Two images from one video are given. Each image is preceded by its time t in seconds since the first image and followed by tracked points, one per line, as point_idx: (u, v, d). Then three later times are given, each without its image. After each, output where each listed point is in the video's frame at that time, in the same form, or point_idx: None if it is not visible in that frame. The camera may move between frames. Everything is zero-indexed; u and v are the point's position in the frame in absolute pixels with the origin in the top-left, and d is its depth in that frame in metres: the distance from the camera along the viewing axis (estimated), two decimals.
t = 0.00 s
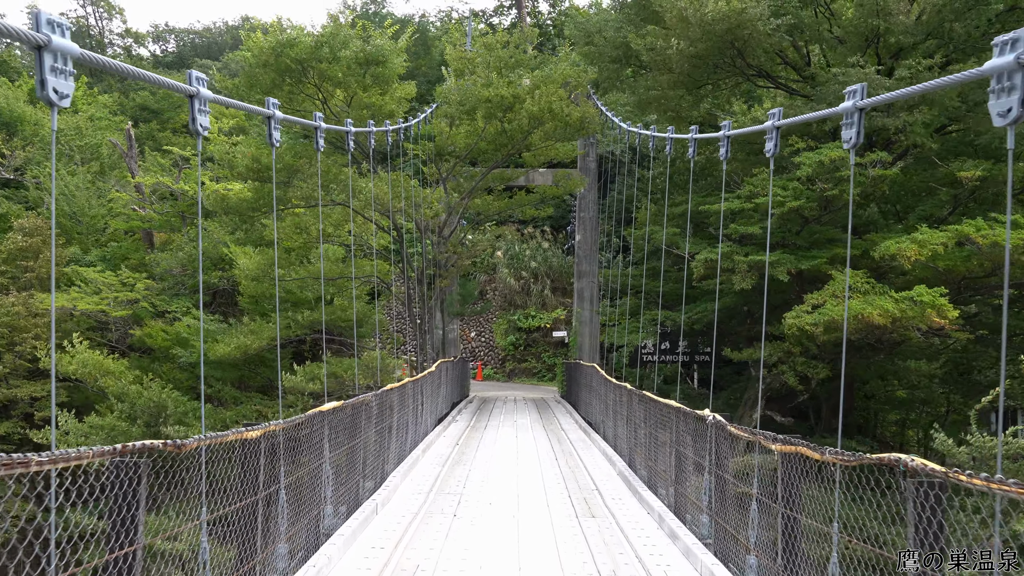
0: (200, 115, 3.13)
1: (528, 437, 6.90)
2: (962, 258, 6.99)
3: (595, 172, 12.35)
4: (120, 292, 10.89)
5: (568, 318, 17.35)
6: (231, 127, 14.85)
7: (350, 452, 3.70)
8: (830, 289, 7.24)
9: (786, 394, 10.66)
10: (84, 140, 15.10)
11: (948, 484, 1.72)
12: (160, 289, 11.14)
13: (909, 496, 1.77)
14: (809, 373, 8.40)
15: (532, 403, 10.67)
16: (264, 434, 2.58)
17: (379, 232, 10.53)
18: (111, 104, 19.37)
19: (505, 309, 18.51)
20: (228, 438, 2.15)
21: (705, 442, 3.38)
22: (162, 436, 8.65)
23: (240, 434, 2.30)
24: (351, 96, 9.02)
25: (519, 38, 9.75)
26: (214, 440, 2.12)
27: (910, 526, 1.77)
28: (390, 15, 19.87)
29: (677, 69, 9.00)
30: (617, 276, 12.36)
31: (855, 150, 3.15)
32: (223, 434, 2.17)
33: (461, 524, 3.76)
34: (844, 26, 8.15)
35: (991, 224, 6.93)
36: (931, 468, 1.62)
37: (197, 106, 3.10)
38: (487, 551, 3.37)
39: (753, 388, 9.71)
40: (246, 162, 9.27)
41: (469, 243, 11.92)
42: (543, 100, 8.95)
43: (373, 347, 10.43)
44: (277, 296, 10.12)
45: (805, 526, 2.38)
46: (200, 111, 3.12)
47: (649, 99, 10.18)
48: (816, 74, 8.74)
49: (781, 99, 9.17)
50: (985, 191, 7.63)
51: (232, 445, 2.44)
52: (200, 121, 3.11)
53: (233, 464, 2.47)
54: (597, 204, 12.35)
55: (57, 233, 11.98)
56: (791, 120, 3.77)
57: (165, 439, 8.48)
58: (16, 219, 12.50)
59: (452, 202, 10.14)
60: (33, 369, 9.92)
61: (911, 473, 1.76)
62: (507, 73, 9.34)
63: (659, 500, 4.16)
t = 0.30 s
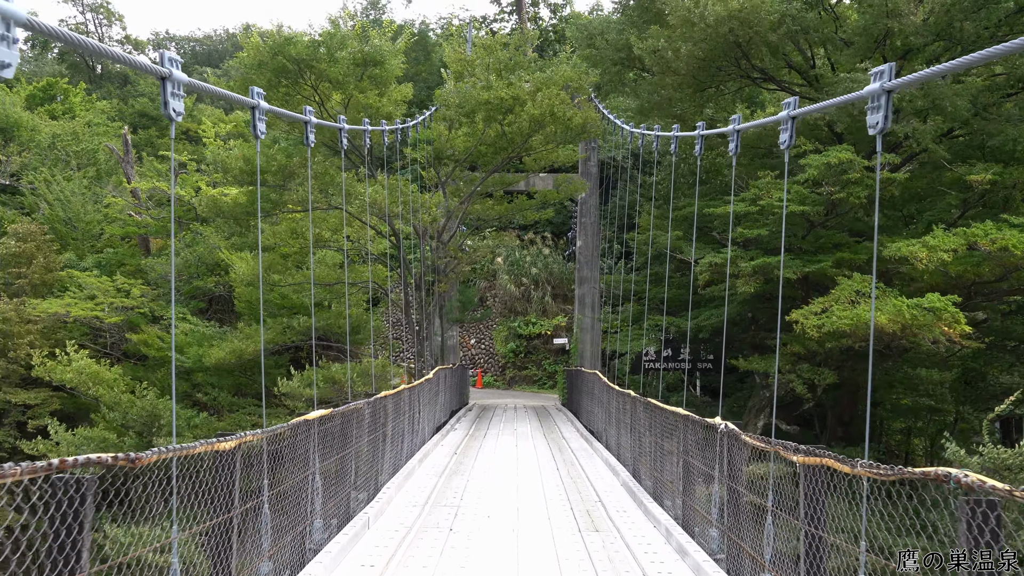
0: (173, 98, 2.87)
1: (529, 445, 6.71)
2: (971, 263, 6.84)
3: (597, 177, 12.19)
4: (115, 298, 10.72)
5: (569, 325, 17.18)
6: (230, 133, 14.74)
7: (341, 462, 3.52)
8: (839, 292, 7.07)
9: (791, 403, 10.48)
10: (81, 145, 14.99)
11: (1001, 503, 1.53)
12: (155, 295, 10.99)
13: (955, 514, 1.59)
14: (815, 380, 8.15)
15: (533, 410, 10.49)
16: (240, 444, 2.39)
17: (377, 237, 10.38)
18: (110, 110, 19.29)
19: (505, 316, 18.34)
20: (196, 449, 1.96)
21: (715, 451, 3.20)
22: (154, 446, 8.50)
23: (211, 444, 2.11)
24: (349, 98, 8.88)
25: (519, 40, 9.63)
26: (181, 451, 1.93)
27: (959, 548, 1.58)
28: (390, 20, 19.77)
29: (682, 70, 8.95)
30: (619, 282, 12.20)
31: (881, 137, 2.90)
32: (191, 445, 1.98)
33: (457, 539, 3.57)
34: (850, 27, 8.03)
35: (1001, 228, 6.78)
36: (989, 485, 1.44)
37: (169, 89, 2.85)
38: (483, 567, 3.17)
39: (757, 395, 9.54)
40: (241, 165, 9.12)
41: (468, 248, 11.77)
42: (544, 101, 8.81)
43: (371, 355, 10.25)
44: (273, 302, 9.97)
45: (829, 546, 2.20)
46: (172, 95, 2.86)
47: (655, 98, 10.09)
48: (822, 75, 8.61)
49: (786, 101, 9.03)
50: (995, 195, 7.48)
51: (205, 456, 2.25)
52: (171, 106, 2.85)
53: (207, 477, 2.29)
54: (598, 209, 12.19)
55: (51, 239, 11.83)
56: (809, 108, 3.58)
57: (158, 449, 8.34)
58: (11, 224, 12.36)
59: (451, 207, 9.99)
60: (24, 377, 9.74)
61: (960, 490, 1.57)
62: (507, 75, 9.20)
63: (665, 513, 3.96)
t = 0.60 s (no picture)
0: (140, 85, 2.55)
1: (531, 456, 6.50)
2: (985, 270, 6.66)
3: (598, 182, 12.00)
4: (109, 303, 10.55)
5: (570, 332, 16.98)
6: (228, 137, 14.59)
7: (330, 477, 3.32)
8: (849, 296, 6.91)
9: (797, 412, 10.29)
10: (77, 149, 14.86)
11: None
12: (150, 300, 10.83)
13: None
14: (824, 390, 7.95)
15: (533, 419, 10.31)
16: (214, 462, 2.19)
17: (375, 243, 10.20)
18: (109, 115, 19.18)
19: (506, 323, 18.14)
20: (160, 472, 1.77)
21: (730, 468, 2.99)
22: (147, 455, 8.35)
23: (177, 465, 1.91)
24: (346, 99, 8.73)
25: (521, 42, 9.48)
26: (137, 475, 1.73)
27: None
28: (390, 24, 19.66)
29: (685, 70, 8.74)
30: (621, 289, 12.01)
31: (916, 128, 2.54)
32: (150, 468, 1.78)
33: (453, 560, 3.37)
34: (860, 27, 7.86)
35: (1016, 234, 6.60)
36: None
37: (136, 74, 2.52)
38: None
39: (762, 404, 9.35)
40: (236, 168, 8.97)
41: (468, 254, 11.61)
42: (546, 103, 8.64)
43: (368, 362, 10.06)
44: (270, 309, 9.79)
45: None
46: (141, 82, 2.54)
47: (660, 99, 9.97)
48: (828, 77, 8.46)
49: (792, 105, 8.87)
50: (1008, 200, 7.30)
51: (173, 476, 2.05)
52: (139, 95, 2.54)
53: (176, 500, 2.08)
54: (600, 214, 12.00)
55: (46, 244, 11.66)
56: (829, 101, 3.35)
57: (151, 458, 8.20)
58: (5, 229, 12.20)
59: (450, 212, 9.81)
60: (15, 384, 9.56)
61: None
62: (508, 77, 9.05)
63: (674, 531, 3.75)
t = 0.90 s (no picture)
0: (107, 60, 2.40)
1: (536, 463, 6.29)
2: (1000, 270, 6.49)
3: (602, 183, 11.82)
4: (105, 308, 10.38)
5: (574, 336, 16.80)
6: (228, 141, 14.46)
7: (321, 487, 3.13)
8: (862, 294, 6.74)
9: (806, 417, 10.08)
10: (75, 153, 14.71)
11: None
12: (147, 305, 10.65)
13: None
14: (837, 395, 7.75)
15: (537, 424, 10.12)
16: (186, 475, 2.00)
17: (376, 246, 10.04)
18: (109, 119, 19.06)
19: (508, 327, 17.96)
20: (118, 489, 1.58)
21: (749, 478, 2.80)
22: (143, 461, 8.20)
23: (141, 480, 1.72)
24: (346, 97, 8.56)
25: (523, 40, 9.33)
26: (96, 493, 1.54)
27: None
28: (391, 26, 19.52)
29: (692, 67, 8.59)
30: (625, 291, 11.82)
31: (962, 107, 2.20)
32: (110, 484, 1.59)
33: None
34: (870, 23, 7.71)
35: None
36: None
37: (103, 48, 2.39)
38: None
39: (770, 408, 9.17)
40: (233, 168, 8.79)
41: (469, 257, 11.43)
42: (550, 100, 8.47)
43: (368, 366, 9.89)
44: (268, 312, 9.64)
45: None
46: (108, 56, 2.40)
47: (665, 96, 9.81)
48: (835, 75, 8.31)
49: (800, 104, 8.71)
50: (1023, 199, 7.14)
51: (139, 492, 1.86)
52: (107, 70, 2.38)
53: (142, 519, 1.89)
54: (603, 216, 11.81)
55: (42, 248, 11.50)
56: (857, 84, 3.14)
57: (146, 465, 8.03)
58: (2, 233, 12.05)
59: (452, 213, 9.64)
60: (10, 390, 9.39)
61: None
62: (511, 75, 8.87)
63: (687, 544, 3.55)
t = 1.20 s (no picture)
0: (60, 24, 2.17)
1: (537, 467, 6.11)
2: (1013, 269, 6.33)
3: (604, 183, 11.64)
4: (100, 309, 10.23)
5: (576, 338, 16.63)
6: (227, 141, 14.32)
7: (305, 493, 2.95)
8: (871, 292, 6.57)
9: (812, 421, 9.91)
10: (73, 153, 14.58)
11: None
12: (143, 307, 10.49)
13: None
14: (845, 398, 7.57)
15: (538, 427, 9.95)
16: (143, 483, 1.82)
17: (376, 247, 9.90)
18: (108, 120, 18.95)
19: (509, 329, 17.79)
20: (53, 502, 1.40)
21: (763, 482, 2.63)
22: (136, 465, 8.04)
23: (87, 490, 1.55)
24: (345, 94, 8.41)
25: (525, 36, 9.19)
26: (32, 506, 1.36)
27: None
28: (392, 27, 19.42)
29: (698, 61, 8.54)
30: (628, 293, 11.63)
31: (1012, 74, 2.07)
32: (49, 496, 1.41)
33: None
34: (879, 18, 7.57)
35: None
36: None
37: (55, 10, 2.17)
38: None
39: (775, 410, 8.99)
40: (230, 166, 8.65)
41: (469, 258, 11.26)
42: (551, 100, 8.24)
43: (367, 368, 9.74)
44: (266, 313, 9.50)
45: None
46: (60, 18, 2.18)
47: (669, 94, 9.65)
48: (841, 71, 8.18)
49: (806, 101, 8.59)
50: None
51: (88, 503, 1.69)
52: (59, 35, 2.15)
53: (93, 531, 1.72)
54: (605, 217, 11.63)
55: (37, 249, 11.35)
56: (882, 60, 2.98)
57: (139, 469, 7.89)
58: None
59: (452, 212, 9.49)
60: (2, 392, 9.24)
61: None
62: (512, 71, 8.71)
63: (695, 553, 3.36)
